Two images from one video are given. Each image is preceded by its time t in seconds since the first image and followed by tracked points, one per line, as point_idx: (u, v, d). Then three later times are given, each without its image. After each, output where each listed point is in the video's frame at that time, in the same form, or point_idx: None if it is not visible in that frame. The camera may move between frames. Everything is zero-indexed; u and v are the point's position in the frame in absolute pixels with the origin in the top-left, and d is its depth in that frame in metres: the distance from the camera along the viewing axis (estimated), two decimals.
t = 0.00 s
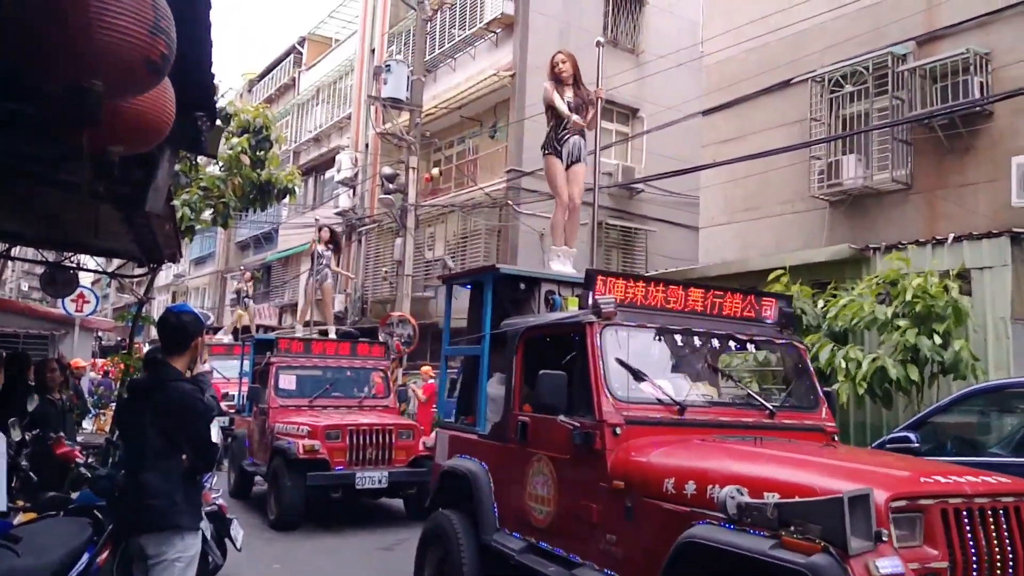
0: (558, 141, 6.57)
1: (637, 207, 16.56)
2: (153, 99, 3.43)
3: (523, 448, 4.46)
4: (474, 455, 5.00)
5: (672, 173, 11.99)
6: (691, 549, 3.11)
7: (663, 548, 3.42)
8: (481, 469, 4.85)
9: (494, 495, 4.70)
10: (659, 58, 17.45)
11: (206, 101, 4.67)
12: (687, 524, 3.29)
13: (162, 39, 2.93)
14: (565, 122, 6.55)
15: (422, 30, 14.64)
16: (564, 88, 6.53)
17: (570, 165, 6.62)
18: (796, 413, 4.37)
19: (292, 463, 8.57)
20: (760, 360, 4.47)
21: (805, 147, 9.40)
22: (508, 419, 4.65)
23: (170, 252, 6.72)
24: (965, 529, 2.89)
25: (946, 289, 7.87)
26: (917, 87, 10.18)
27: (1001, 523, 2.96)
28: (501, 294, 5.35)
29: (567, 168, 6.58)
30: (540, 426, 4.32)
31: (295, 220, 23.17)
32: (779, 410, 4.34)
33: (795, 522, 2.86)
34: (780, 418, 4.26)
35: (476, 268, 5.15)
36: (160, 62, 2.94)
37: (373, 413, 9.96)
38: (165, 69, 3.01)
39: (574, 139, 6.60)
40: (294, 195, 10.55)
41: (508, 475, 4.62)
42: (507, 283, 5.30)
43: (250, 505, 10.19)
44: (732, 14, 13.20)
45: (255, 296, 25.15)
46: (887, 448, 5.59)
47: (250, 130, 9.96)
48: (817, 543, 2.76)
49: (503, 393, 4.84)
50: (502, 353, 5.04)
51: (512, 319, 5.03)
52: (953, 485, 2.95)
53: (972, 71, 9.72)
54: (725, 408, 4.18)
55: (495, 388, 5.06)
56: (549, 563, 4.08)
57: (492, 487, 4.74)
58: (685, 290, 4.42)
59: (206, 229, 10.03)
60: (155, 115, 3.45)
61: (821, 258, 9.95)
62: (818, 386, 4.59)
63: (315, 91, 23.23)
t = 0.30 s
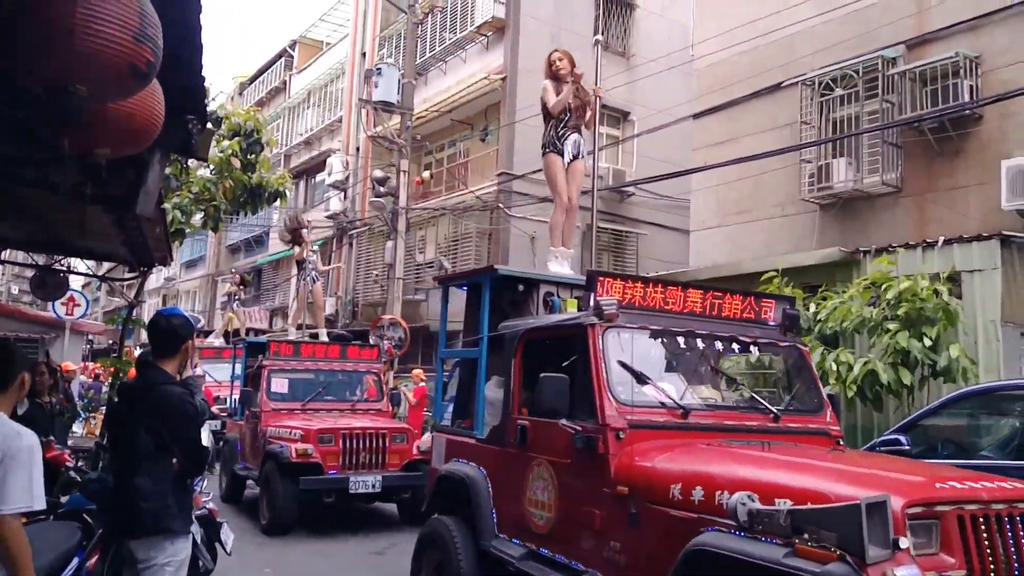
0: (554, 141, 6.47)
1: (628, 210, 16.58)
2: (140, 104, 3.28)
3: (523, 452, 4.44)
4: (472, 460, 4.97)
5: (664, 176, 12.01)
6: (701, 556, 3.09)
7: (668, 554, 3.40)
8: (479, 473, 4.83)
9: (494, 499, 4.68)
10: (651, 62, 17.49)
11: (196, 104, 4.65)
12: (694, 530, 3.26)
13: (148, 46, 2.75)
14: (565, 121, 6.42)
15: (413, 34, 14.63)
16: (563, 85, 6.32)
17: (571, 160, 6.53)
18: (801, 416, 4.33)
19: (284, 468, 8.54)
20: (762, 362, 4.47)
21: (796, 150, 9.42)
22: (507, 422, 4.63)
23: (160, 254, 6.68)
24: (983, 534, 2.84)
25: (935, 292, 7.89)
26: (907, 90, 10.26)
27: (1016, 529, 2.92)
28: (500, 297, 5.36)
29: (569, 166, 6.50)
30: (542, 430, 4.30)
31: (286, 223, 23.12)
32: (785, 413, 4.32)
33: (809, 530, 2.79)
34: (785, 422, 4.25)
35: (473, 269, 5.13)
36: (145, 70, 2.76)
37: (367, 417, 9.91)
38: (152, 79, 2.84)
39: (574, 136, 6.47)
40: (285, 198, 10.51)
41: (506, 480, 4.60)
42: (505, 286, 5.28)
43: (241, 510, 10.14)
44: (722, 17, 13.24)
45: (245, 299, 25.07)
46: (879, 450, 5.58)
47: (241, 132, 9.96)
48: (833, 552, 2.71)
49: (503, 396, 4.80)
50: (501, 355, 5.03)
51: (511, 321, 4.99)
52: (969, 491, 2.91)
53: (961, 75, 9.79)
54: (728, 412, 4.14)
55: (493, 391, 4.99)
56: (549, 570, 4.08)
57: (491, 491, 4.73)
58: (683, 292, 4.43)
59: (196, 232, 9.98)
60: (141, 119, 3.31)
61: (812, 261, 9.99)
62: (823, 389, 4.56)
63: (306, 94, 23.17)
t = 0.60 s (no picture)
0: (555, 144, 6.43)
1: (621, 215, 16.59)
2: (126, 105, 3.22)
3: (523, 458, 4.42)
4: (471, 466, 4.95)
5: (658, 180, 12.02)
6: (709, 566, 3.06)
7: (674, 562, 3.38)
8: (479, 480, 4.80)
9: (495, 506, 4.65)
10: (644, 67, 17.53)
11: (189, 107, 4.62)
12: (701, 538, 3.24)
13: (136, 51, 2.68)
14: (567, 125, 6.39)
15: (407, 38, 14.62)
16: (564, 86, 6.35)
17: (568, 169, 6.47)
18: (805, 422, 4.34)
19: (279, 474, 8.50)
20: (770, 367, 4.48)
21: (789, 156, 9.42)
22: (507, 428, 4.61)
23: (153, 258, 6.64)
24: (998, 542, 2.85)
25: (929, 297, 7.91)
26: (900, 96, 10.25)
27: None
28: (498, 300, 5.34)
29: (564, 173, 6.43)
30: (544, 435, 4.28)
31: (279, 227, 23.06)
32: (789, 419, 4.32)
33: (822, 539, 2.77)
34: (790, 427, 4.24)
35: (473, 271, 5.07)
36: (133, 75, 2.68)
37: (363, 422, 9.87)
38: (138, 84, 2.76)
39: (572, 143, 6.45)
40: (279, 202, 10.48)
41: (507, 486, 4.58)
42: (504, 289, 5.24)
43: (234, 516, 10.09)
44: (716, 22, 13.28)
45: (237, 304, 24.99)
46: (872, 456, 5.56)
47: (234, 136, 9.96)
48: (846, 561, 2.68)
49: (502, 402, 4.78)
50: (500, 360, 5.01)
51: (510, 325, 4.98)
52: (983, 498, 2.90)
53: (954, 80, 9.80)
54: (732, 417, 4.14)
55: (491, 397, 4.97)
56: None
57: (489, 497, 4.71)
58: (682, 294, 4.36)
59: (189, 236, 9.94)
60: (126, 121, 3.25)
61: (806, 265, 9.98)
62: (827, 396, 4.56)
63: (299, 98, 23.14)
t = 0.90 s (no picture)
0: (557, 145, 6.36)
1: (616, 216, 16.59)
2: (126, 109, 3.25)
3: (524, 462, 4.38)
4: (470, 469, 4.91)
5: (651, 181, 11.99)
6: (719, 569, 3.03)
7: (681, 567, 3.35)
8: (478, 484, 4.77)
9: (495, 510, 4.61)
10: (637, 67, 17.53)
11: (180, 109, 4.59)
12: (709, 543, 3.21)
13: (130, 50, 2.76)
14: (567, 126, 6.34)
15: (400, 39, 14.58)
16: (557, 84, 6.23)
17: (567, 170, 6.44)
18: (812, 424, 4.34)
19: (276, 479, 8.43)
20: (774, 367, 4.44)
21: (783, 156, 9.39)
22: (507, 431, 4.58)
23: (145, 262, 6.59)
24: (1011, 541, 2.87)
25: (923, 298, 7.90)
26: (894, 96, 10.26)
27: None
28: (496, 301, 5.26)
29: (564, 175, 6.40)
30: (545, 437, 4.25)
31: (272, 229, 22.99)
32: (795, 421, 4.31)
33: (836, 543, 2.74)
34: (795, 429, 4.24)
35: (474, 272, 5.06)
36: (127, 74, 2.76)
37: (360, 425, 9.84)
38: (134, 83, 2.84)
39: (574, 145, 6.41)
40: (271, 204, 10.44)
41: (507, 489, 4.54)
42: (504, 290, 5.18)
43: (229, 520, 10.04)
44: (708, 23, 13.29)
45: (231, 306, 24.90)
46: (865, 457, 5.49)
47: (226, 139, 9.92)
48: (860, 565, 2.65)
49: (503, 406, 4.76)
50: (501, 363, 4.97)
51: (510, 326, 4.93)
52: (998, 500, 2.91)
53: (949, 80, 9.81)
54: (737, 419, 4.13)
55: (491, 399, 4.99)
56: None
57: (489, 501, 4.67)
58: (682, 294, 4.36)
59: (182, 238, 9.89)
60: (126, 125, 3.27)
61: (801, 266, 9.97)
62: (832, 397, 4.58)
63: (292, 100, 23.06)
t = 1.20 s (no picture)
0: (558, 145, 6.34)
1: (612, 216, 16.61)
2: (120, 109, 3.25)
3: (527, 463, 4.37)
4: (471, 470, 4.90)
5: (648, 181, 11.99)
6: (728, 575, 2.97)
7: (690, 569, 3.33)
8: (480, 485, 4.76)
9: (498, 512, 4.60)
10: (634, 67, 17.55)
11: (177, 109, 4.57)
12: (720, 546, 3.17)
13: (132, 47, 2.78)
14: (568, 125, 6.32)
15: (396, 39, 14.56)
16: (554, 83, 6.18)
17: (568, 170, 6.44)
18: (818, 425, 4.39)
19: (276, 480, 8.41)
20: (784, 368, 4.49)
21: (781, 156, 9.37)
22: (509, 432, 4.57)
23: (142, 261, 6.57)
24: None
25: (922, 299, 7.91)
26: (892, 96, 10.28)
27: None
28: (497, 301, 5.25)
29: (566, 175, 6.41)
30: (549, 438, 4.24)
31: (269, 229, 22.97)
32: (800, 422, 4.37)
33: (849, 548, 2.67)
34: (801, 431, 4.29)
35: (475, 271, 5.06)
36: (130, 71, 2.78)
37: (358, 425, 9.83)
38: (136, 80, 2.86)
39: (575, 144, 6.41)
40: (268, 204, 10.42)
41: (510, 490, 4.53)
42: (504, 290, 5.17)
43: (226, 521, 10.01)
44: (705, 24, 13.29)
45: (228, 306, 24.87)
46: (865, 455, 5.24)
47: (222, 138, 9.89)
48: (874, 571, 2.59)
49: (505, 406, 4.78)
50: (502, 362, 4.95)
51: (511, 326, 4.93)
52: (1015, 505, 2.88)
53: (946, 81, 9.83)
54: (742, 421, 4.18)
55: (492, 400, 4.95)
56: None
57: (491, 502, 4.66)
58: (684, 292, 4.36)
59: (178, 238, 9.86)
60: (122, 123, 3.27)
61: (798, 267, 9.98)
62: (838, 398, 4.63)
63: (288, 99, 23.03)
